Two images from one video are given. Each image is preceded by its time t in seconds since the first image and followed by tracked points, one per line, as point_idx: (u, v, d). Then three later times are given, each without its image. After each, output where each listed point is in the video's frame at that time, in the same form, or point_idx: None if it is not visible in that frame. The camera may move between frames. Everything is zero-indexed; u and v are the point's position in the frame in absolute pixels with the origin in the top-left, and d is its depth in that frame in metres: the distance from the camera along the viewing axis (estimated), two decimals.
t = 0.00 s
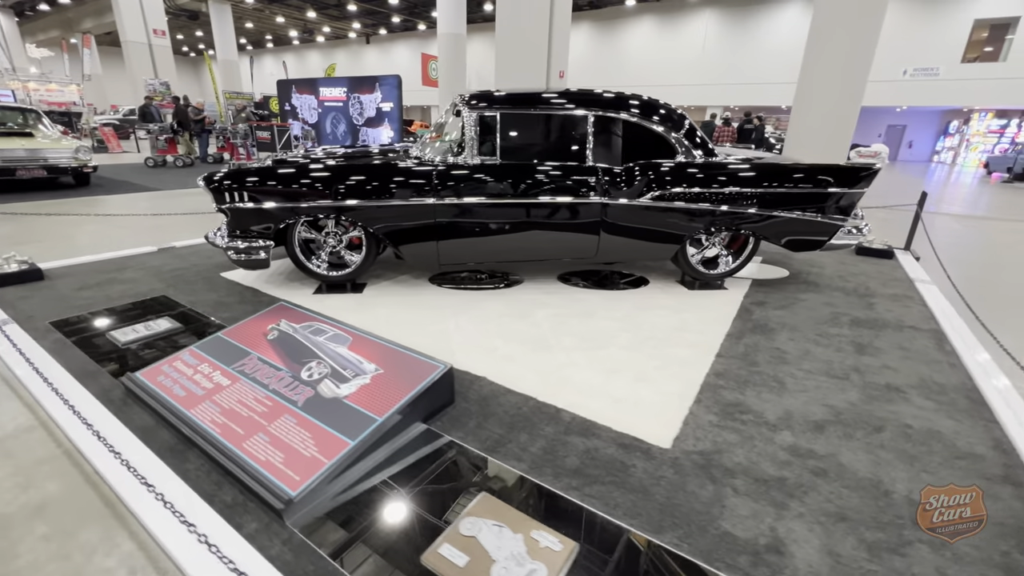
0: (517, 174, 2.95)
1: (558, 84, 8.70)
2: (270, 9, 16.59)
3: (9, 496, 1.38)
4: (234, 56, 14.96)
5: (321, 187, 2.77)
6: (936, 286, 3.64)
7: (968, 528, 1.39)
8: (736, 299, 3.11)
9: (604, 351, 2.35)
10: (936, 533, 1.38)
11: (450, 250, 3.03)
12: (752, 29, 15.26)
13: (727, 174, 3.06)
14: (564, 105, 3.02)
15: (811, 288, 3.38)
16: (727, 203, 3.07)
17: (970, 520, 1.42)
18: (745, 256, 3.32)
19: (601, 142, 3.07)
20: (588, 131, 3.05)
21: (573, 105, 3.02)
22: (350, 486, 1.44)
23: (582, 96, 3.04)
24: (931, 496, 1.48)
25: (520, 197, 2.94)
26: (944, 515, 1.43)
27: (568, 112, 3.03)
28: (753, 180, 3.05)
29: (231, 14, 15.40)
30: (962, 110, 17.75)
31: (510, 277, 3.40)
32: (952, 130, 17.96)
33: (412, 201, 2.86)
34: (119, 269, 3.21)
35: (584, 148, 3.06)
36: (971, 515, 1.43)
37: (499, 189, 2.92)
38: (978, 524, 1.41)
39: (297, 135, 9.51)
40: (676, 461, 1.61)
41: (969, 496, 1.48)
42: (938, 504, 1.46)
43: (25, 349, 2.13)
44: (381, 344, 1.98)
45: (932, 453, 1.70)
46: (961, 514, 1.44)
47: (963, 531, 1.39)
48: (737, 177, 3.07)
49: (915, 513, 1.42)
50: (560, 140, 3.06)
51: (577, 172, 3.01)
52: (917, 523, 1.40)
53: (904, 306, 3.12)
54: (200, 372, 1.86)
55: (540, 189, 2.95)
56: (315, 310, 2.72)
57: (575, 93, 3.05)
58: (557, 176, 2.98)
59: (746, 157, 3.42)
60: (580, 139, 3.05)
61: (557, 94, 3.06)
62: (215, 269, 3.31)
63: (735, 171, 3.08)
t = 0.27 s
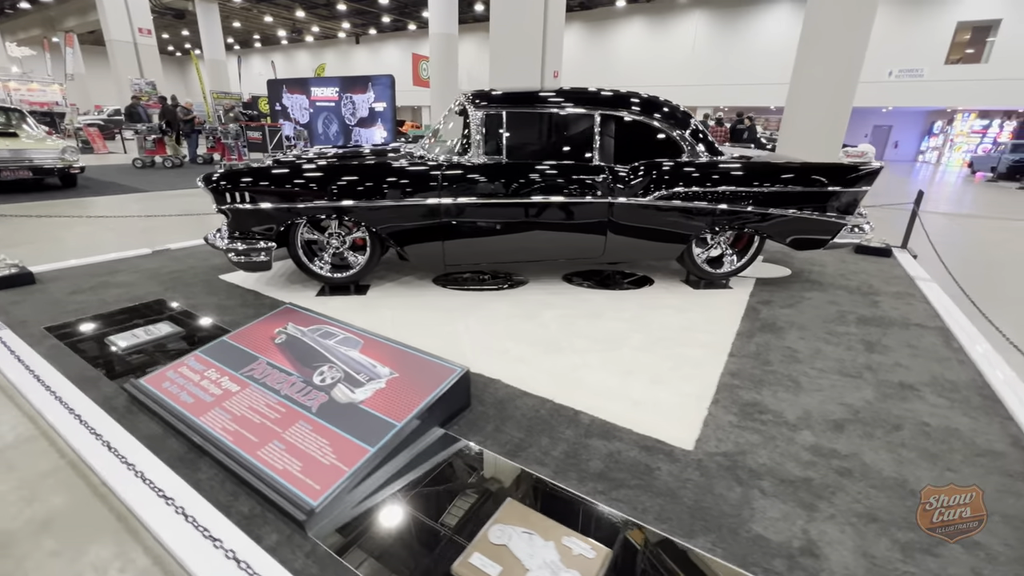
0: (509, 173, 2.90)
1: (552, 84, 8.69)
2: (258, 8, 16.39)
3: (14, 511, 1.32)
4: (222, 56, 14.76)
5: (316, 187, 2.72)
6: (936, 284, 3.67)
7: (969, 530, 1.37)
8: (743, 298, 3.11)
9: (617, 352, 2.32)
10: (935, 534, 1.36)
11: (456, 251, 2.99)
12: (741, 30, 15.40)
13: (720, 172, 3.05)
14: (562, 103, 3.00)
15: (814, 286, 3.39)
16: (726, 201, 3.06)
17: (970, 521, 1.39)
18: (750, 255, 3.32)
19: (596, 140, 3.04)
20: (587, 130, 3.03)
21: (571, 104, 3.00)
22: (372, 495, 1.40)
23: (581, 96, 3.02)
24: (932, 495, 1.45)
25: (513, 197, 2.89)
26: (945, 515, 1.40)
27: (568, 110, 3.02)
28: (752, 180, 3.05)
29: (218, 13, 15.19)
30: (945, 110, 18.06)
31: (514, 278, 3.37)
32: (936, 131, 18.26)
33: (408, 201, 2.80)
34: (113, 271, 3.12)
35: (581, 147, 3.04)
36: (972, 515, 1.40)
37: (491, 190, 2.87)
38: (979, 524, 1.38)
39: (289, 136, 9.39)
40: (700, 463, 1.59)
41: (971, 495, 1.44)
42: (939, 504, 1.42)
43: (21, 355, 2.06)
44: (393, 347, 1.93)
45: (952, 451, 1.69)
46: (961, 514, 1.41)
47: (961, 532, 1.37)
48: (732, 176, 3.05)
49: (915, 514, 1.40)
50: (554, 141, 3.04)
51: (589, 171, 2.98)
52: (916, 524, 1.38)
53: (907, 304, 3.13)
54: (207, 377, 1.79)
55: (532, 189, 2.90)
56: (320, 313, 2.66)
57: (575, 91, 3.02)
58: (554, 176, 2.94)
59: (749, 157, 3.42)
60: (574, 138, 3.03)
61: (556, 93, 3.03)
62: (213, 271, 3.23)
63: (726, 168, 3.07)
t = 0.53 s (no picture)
0: (502, 173, 2.87)
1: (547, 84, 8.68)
2: (247, 7, 16.21)
3: (11, 527, 1.26)
4: (212, 55, 14.57)
5: (311, 188, 2.67)
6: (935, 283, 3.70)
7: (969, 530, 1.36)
8: (746, 298, 3.10)
9: (625, 353, 2.30)
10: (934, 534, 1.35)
11: (459, 252, 2.96)
12: (733, 31, 15.48)
13: (714, 172, 3.04)
14: (556, 103, 2.97)
15: (816, 285, 3.39)
16: (722, 200, 3.05)
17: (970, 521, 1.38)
18: (752, 255, 3.32)
19: (588, 140, 3.01)
20: (579, 130, 3.00)
21: (565, 103, 2.97)
22: (385, 503, 1.36)
23: (576, 96, 2.99)
24: (931, 495, 1.44)
25: (503, 197, 2.85)
26: (944, 515, 1.39)
27: (560, 110, 2.98)
28: (747, 179, 3.04)
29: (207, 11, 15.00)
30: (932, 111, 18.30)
31: (517, 279, 3.34)
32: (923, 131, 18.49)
33: (401, 201, 2.75)
34: (105, 275, 3.04)
35: (574, 147, 3.01)
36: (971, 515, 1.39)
37: (481, 190, 2.83)
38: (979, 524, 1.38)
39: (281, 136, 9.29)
40: (718, 466, 1.57)
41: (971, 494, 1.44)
42: (938, 504, 1.42)
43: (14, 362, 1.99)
44: (401, 351, 1.89)
45: (967, 451, 1.69)
46: (961, 514, 1.40)
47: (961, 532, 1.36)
48: (726, 175, 3.04)
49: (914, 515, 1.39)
50: (547, 141, 3.01)
51: (592, 171, 2.95)
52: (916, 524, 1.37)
53: (908, 303, 3.15)
54: (210, 384, 1.74)
55: (524, 189, 2.87)
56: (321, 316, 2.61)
57: (570, 91, 2.99)
58: (549, 176, 2.90)
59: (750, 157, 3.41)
60: (567, 139, 3.00)
61: (551, 92, 3.00)
62: (209, 274, 3.16)
63: (720, 168, 3.06)
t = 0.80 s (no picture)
0: (495, 174, 2.82)
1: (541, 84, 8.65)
2: (235, 6, 16.00)
3: (15, 544, 1.21)
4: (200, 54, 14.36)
5: (304, 188, 2.61)
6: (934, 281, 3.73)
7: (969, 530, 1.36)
8: (751, 298, 3.10)
9: (636, 355, 2.28)
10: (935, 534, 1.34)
11: (463, 253, 2.92)
12: (723, 32, 15.59)
13: (709, 172, 3.03)
14: (548, 101, 2.93)
15: (818, 284, 3.40)
16: (719, 200, 3.04)
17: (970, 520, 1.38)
18: (756, 255, 3.32)
19: (580, 140, 2.97)
20: (569, 131, 2.97)
21: (560, 101, 2.93)
22: (407, 514, 1.32)
23: (570, 95, 2.95)
24: (932, 495, 1.44)
25: (493, 197, 2.80)
26: (945, 515, 1.39)
27: (551, 110, 2.93)
28: (741, 178, 3.03)
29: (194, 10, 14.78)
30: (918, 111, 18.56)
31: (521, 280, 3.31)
32: (910, 130, 18.75)
33: (394, 203, 2.70)
34: (99, 278, 2.96)
35: (565, 148, 2.96)
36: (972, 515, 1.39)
37: (472, 191, 2.78)
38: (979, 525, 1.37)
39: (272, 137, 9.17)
40: (740, 469, 1.55)
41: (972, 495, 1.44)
42: (939, 503, 1.41)
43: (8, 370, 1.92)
44: (413, 356, 1.85)
45: (985, 451, 1.68)
46: (961, 514, 1.40)
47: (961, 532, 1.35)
48: (720, 175, 3.03)
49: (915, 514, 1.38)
50: (540, 141, 2.97)
51: (588, 171, 2.92)
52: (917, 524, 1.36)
53: (910, 301, 3.16)
54: (216, 392, 1.68)
55: (516, 189, 2.83)
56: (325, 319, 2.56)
57: (565, 90, 2.96)
58: (542, 176, 2.87)
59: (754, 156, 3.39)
60: (559, 140, 2.96)
61: (546, 91, 2.96)
62: (207, 277, 3.09)
63: (715, 168, 3.04)
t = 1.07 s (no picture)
0: (486, 174, 2.77)
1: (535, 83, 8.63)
2: (223, 4, 15.79)
3: (26, 558, 1.16)
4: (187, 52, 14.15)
5: (298, 189, 2.56)
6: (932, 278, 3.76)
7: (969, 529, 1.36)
8: (755, 296, 3.11)
9: (647, 355, 2.26)
10: (935, 532, 1.34)
11: (468, 254, 2.89)
12: (713, 32, 15.70)
13: (705, 171, 3.03)
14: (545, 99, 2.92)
15: (819, 283, 3.42)
16: (720, 199, 3.04)
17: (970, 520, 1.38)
18: (760, 253, 3.33)
19: (573, 141, 2.96)
20: (562, 131, 2.95)
21: (558, 100, 2.92)
22: (430, 519, 1.29)
23: (568, 95, 2.93)
24: (931, 496, 1.44)
25: (483, 198, 2.76)
26: (944, 515, 1.39)
27: (547, 109, 2.92)
28: (735, 177, 3.03)
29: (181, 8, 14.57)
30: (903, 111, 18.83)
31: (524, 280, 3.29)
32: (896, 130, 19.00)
33: (386, 204, 2.65)
34: (95, 282, 2.89)
35: (557, 148, 2.95)
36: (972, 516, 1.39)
37: (461, 192, 2.73)
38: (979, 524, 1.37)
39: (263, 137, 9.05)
40: (761, 470, 1.54)
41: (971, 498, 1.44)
42: (938, 504, 1.42)
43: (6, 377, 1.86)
44: (426, 359, 1.82)
45: (998, 447, 1.70)
46: (960, 514, 1.40)
47: (961, 531, 1.36)
48: (715, 174, 3.03)
49: (915, 513, 1.38)
50: (534, 141, 2.94)
51: (584, 170, 2.89)
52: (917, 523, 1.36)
53: (910, 299, 3.19)
54: (225, 398, 1.64)
55: (507, 189, 2.78)
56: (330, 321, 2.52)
57: (561, 89, 2.95)
58: (536, 176, 2.84)
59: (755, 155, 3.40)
60: (552, 140, 2.94)
61: (544, 90, 2.95)
62: (205, 279, 3.03)
63: (711, 167, 3.04)
